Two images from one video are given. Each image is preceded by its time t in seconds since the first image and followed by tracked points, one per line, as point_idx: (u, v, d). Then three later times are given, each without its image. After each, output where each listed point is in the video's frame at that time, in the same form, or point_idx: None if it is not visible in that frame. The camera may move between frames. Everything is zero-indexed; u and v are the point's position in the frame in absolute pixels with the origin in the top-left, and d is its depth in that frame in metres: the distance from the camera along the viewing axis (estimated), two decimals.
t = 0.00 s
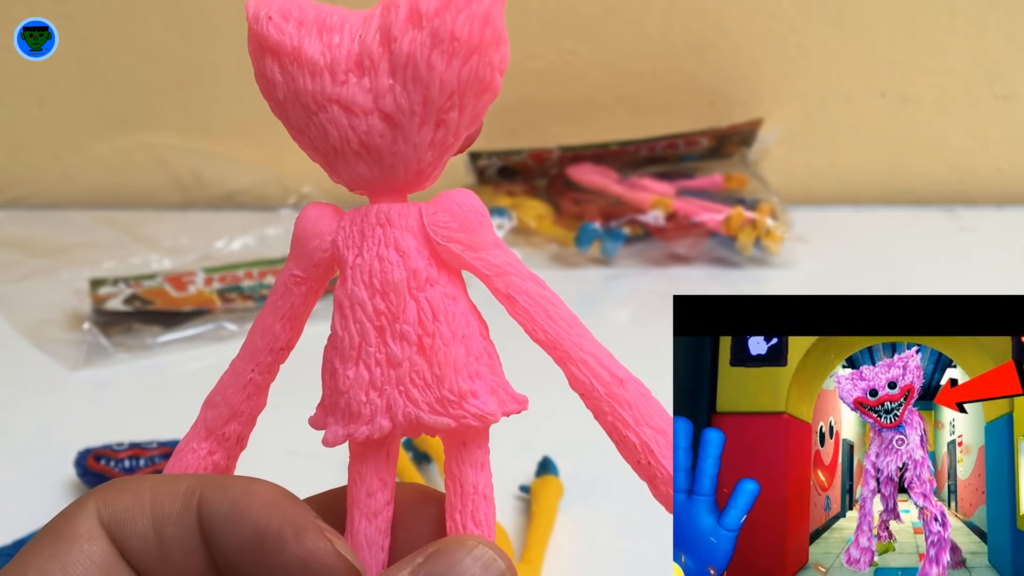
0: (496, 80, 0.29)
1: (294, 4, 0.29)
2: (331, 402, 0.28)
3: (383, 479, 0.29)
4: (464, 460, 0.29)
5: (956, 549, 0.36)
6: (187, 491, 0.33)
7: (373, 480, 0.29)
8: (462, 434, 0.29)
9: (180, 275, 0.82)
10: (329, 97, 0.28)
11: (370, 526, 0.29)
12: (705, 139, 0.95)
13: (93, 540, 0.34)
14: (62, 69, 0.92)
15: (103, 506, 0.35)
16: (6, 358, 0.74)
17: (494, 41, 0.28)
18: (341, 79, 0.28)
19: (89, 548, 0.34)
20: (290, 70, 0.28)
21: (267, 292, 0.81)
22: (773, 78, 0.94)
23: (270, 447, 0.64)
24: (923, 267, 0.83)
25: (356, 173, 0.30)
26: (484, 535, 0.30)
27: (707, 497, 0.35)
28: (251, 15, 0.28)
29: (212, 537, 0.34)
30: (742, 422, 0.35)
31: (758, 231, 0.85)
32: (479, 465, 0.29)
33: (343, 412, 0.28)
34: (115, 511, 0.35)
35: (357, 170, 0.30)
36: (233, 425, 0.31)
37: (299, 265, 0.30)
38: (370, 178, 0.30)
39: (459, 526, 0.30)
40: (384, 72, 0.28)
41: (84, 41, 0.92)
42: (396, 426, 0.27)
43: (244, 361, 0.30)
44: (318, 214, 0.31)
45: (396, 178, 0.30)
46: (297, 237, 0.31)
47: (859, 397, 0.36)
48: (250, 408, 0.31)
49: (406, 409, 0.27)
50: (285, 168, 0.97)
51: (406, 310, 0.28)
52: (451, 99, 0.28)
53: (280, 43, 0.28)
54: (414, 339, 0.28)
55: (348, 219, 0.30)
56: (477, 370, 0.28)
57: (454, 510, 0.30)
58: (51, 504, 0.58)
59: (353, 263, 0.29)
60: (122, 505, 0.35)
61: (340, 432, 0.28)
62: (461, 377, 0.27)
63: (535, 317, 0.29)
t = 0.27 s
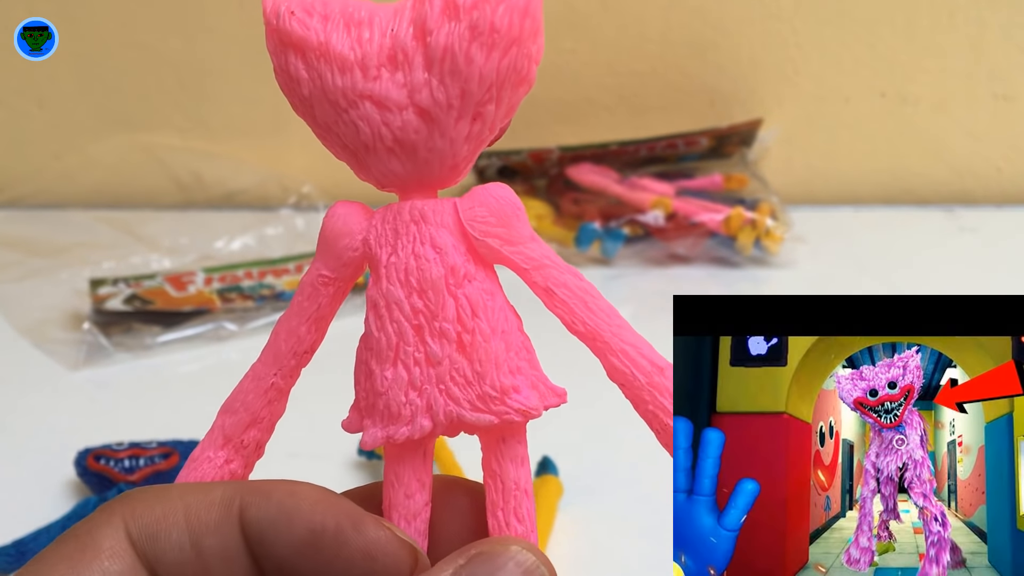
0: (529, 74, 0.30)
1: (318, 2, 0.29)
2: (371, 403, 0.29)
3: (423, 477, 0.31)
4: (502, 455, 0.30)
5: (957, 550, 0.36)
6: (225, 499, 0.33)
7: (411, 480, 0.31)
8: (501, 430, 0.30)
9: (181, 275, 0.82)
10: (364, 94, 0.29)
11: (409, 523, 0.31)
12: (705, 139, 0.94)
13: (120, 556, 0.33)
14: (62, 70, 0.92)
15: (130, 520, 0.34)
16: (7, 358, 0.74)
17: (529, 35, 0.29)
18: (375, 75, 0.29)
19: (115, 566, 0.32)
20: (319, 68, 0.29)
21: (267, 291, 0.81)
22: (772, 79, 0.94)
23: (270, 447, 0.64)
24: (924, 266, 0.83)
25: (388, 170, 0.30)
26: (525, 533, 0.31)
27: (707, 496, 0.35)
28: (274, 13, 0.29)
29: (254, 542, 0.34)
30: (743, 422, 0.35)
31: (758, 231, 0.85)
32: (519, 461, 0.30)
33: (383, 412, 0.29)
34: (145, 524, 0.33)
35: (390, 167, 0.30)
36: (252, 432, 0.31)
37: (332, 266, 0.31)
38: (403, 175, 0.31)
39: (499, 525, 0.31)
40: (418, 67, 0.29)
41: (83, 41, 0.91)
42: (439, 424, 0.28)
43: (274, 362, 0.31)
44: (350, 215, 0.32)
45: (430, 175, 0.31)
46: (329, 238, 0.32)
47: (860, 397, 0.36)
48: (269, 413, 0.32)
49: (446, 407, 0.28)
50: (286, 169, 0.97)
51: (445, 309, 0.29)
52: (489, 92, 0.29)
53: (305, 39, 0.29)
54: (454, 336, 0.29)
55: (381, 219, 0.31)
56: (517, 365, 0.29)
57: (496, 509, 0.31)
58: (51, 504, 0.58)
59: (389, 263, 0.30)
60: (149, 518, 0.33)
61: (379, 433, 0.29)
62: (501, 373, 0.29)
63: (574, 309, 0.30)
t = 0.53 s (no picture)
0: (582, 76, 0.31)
1: (376, 5, 0.30)
2: (415, 398, 0.30)
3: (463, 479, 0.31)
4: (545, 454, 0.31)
5: (956, 550, 0.36)
6: (264, 500, 0.33)
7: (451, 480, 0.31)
8: (543, 430, 0.30)
9: (180, 276, 0.82)
10: (421, 92, 0.29)
11: (448, 525, 0.31)
12: (705, 140, 0.95)
13: (158, 558, 0.33)
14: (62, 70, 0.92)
15: (168, 522, 0.34)
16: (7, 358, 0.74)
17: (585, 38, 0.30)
18: (432, 73, 0.30)
19: (154, 566, 0.32)
20: (380, 69, 0.30)
21: (267, 291, 0.81)
22: (773, 79, 0.94)
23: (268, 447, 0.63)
24: (923, 266, 0.83)
25: (440, 168, 0.31)
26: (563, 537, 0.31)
27: (707, 496, 0.35)
28: (335, 19, 0.30)
29: (292, 543, 0.34)
30: (742, 423, 0.35)
31: (758, 231, 0.85)
32: (558, 461, 0.31)
33: (428, 407, 0.29)
34: (184, 527, 0.33)
35: (443, 165, 0.31)
36: (292, 431, 0.32)
37: (379, 263, 0.32)
38: (455, 173, 0.31)
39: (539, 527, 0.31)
40: (475, 66, 0.29)
41: (84, 41, 0.91)
42: (483, 420, 0.29)
43: (319, 358, 0.32)
44: (400, 213, 0.32)
45: (481, 174, 0.31)
46: (379, 234, 0.32)
47: (860, 397, 0.36)
48: (310, 412, 0.32)
49: (491, 403, 0.29)
50: (286, 168, 0.97)
51: (493, 305, 0.29)
52: (544, 91, 0.30)
53: (365, 41, 0.29)
54: (501, 333, 0.29)
55: (430, 217, 0.32)
56: (561, 363, 0.29)
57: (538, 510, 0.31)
58: (50, 503, 0.58)
59: (438, 259, 0.31)
60: (187, 519, 0.33)
61: (424, 429, 0.29)
62: (547, 371, 0.29)
63: (618, 309, 0.31)
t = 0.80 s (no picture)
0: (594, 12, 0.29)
1: None
2: (433, 328, 0.28)
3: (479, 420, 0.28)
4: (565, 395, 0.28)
5: (956, 550, 0.35)
6: (252, 516, 0.28)
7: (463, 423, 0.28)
8: (562, 362, 0.28)
9: (180, 276, 0.83)
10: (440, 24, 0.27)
11: (445, 485, 0.28)
12: (704, 139, 0.94)
13: None
14: (63, 70, 0.92)
15: (150, 538, 0.29)
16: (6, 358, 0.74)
17: None
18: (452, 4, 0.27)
19: None
20: (400, 16, 0.28)
21: (266, 291, 0.81)
22: (773, 78, 0.94)
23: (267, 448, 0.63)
24: (924, 266, 0.83)
25: (461, 109, 0.29)
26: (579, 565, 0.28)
27: (706, 496, 0.34)
28: None
29: (283, 565, 0.28)
30: (742, 423, 0.35)
31: (757, 231, 0.86)
32: (578, 395, 0.28)
33: (447, 334, 0.27)
34: (167, 545, 0.28)
35: (463, 104, 0.29)
36: (305, 374, 0.29)
37: (393, 198, 0.30)
38: (477, 113, 0.29)
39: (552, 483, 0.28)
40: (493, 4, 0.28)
41: (84, 40, 0.92)
42: (502, 348, 0.27)
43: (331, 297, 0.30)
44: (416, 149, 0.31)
45: (504, 113, 0.29)
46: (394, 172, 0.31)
47: (859, 397, 0.35)
48: (323, 356, 0.29)
49: (510, 329, 0.27)
50: (285, 168, 0.97)
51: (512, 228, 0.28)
52: (562, 27, 0.28)
53: None
54: (522, 255, 0.27)
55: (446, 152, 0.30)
56: (580, 291, 0.27)
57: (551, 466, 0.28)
58: (49, 502, 0.57)
59: (455, 187, 0.29)
60: (173, 534, 0.29)
61: (442, 355, 0.27)
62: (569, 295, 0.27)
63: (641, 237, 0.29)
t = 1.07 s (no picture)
0: None
1: None
2: (547, 213, 0.28)
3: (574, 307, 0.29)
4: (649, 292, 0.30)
5: (955, 550, 0.35)
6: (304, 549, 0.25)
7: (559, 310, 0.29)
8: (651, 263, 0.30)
9: (180, 276, 0.84)
10: None
11: (543, 373, 0.28)
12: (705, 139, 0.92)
13: None
14: (64, 70, 0.93)
15: None
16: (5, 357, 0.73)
17: None
18: None
19: None
20: None
21: (266, 291, 0.82)
22: (773, 78, 0.94)
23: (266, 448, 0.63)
24: (926, 266, 0.83)
25: (578, 6, 0.30)
26: None
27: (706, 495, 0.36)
28: None
29: None
30: (742, 423, 0.35)
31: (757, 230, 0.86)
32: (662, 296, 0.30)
33: (564, 220, 0.28)
34: None
35: None
36: (395, 255, 0.27)
37: (501, 83, 0.29)
38: (594, 10, 0.30)
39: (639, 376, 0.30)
40: None
41: (85, 40, 0.92)
42: (613, 240, 0.28)
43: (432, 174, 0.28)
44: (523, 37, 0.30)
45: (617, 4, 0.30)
46: (501, 53, 0.30)
47: (859, 397, 0.35)
48: (413, 239, 0.28)
49: (624, 224, 0.28)
50: (284, 168, 0.97)
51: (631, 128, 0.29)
52: None
53: None
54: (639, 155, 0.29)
55: (555, 45, 0.30)
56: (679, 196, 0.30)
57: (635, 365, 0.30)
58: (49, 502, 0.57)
59: (574, 81, 0.29)
60: None
61: (561, 241, 0.27)
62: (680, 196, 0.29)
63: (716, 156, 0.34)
